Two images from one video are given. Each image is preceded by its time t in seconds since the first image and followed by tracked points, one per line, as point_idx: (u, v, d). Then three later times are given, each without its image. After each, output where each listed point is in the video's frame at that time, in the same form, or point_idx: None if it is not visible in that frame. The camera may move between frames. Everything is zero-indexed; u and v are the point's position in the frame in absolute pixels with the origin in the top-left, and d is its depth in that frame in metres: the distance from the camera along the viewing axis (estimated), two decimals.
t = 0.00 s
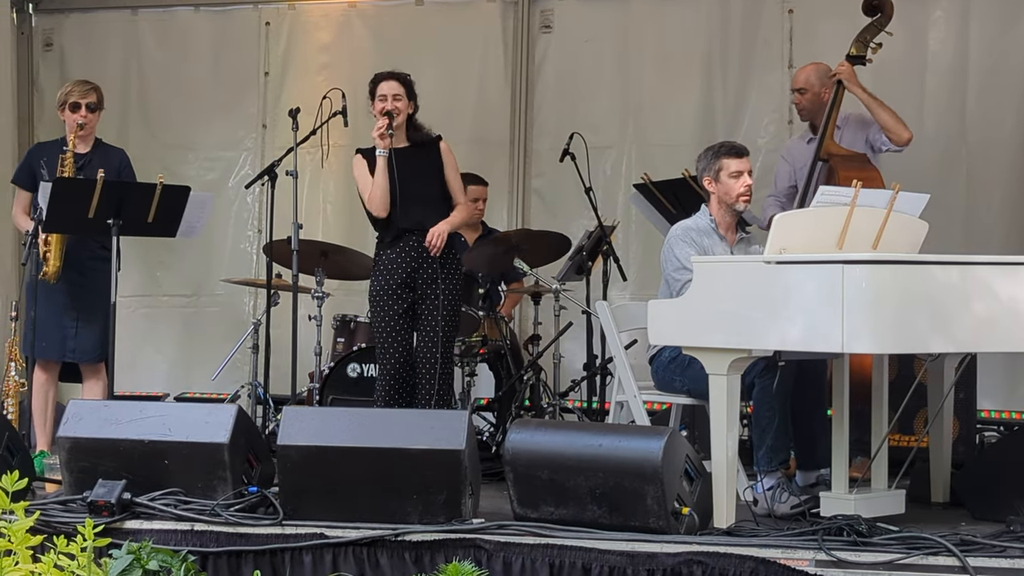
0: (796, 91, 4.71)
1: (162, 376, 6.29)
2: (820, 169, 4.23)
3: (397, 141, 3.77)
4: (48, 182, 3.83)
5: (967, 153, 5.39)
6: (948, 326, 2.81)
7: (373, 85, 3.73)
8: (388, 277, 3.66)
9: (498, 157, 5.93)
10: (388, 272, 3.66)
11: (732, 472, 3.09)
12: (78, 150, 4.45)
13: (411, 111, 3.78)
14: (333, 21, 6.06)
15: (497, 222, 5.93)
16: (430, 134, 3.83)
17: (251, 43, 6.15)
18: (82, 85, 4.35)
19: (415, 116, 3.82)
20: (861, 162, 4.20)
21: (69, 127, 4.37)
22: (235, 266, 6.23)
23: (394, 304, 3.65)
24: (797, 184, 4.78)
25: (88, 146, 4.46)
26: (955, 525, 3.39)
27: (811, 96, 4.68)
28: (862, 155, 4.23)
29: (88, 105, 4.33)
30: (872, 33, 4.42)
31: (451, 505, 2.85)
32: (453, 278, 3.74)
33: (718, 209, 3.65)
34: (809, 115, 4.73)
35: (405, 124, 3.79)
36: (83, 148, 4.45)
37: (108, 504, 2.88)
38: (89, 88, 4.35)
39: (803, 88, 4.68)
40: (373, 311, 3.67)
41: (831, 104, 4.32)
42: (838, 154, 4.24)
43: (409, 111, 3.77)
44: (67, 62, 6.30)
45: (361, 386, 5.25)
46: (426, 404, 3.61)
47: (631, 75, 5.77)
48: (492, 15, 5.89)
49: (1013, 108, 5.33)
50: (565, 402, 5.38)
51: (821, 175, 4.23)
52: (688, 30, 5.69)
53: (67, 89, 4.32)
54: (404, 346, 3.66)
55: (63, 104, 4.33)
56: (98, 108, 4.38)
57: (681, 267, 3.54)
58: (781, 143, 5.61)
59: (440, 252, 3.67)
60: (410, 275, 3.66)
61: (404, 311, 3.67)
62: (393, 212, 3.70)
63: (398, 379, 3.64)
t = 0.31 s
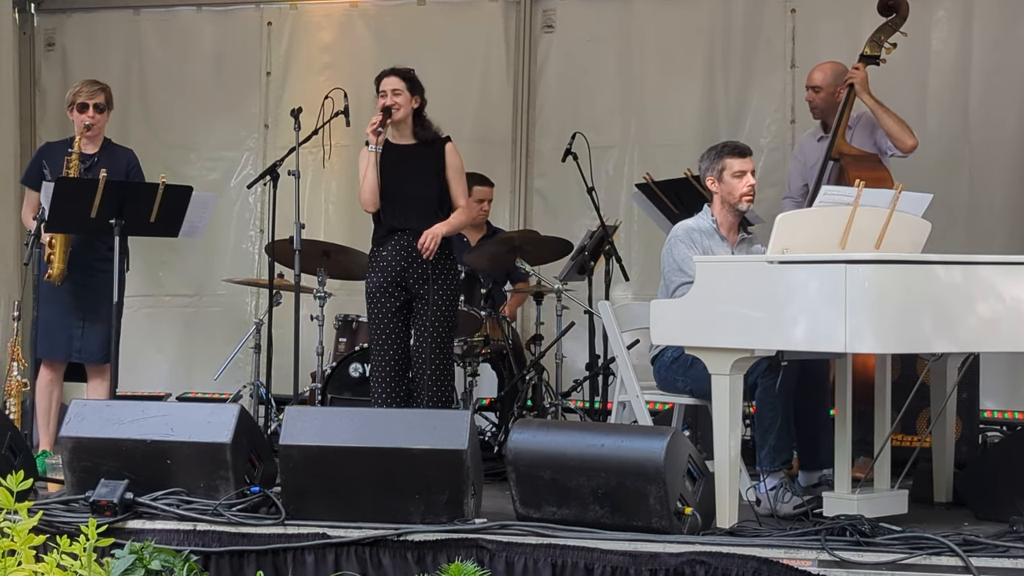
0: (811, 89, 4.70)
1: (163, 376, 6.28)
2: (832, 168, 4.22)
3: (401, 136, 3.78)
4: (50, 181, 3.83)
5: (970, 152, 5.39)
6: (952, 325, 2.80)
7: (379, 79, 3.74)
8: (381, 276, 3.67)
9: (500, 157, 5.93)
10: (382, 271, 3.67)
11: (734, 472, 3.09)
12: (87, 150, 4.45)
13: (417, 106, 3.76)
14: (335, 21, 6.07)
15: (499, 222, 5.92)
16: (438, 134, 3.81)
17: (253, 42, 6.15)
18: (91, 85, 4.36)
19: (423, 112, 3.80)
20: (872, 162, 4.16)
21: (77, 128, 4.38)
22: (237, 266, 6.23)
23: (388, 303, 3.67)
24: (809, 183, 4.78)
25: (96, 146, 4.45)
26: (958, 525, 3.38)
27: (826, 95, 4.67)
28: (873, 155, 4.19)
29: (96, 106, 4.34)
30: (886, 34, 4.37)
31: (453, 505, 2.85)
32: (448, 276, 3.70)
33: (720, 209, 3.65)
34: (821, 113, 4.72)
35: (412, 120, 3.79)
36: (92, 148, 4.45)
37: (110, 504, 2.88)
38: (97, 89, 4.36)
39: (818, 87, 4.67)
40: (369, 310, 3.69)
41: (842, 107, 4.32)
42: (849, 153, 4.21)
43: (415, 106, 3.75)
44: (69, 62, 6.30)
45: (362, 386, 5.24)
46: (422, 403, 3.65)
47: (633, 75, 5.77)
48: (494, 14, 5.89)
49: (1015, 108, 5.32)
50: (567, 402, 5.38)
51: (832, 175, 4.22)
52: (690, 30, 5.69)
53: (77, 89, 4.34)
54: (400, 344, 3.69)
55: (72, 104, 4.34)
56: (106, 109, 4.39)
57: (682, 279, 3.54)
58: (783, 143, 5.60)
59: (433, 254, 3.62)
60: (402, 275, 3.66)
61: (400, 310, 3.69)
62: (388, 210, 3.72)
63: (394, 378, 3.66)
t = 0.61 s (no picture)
0: (819, 87, 4.71)
1: (163, 376, 6.29)
2: (838, 168, 4.22)
3: (420, 137, 3.80)
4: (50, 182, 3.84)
5: (970, 152, 5.39)
6: (952, 326, 2.80)
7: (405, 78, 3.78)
8: (375, 275, 3.68)
9: (500, 157, 5.93)
10: (376, 270, 3.68)
11: (733, 472, 3.09)
12: (92, 152, 4.44)
13: (439, 109, 3.78)
14: (335, 21, 6.07)
15: (499, 222, 5.92)
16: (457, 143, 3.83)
17: (253, 43, 6.15)
18: (97, 87, 4.37)
19: (445, 117, 3.82)
20: (877, 162, 4.16)
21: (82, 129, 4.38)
22: (237, 267, 6.23)
23: (381, 303, 3.67)
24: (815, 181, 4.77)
25: (102, 147, 4.44)
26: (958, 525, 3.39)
27: (835, 93, 4.68)
28: (878, 155, 4.19)
29: (101, 107, 4.33)
30: (895, 33, 4.37)
31: (453, 505, 2.85)
32: (440, 277, 3.69)
33: (718, 210, 3.66)
34: (829, 112, 4.72)
35: (433, 124, 3.80)
36: (98, 149, 4.43)
37: (110, 504, 2.88)
38: (102, 90, 4.36)
39: (827, 85, 4.69)
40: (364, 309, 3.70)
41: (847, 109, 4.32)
42: (855, 154, 4.22)
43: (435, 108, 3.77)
44: (69, 62, 6.31)
45: (362, 386, 5.25)
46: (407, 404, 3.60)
47: (633, 75, 5.77)
48: (494, 14, 5.89)
49: (1015, 108, 5.32)
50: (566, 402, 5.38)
51: (837, 175, 4.23)
52: (690, 30, 5.69)
53: (83, 90, 4.35)
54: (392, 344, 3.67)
55: (77, 105, 4.34)
56: (111, 110, 4.38)
57: (681, 280, 3.54)
58: (783, 144, 5.61)
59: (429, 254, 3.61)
60: (394, 274, 3.67)
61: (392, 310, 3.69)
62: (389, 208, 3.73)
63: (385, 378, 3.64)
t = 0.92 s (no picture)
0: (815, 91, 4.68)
1: (163, 376, 6.29)
2: (836, 168, 4.21)
3: (407, 133, 3.77)
4: (49, 181, 3.84)
5: (970, 152, 5.39)
6: (951, 326, 2.80)
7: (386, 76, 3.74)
8: (382, 275, 3.66)
9: (499, 157, 5.93)
10: (382, 270, 3.66)
11: (733, 472, 3.09)
12: (96, 152, 4.43)
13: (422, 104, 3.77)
14: (335, 21, 6.07)
15: (498, 222, 5.92)
16: (442, 134, 3.84)
17: (252, 42, 6.15)
18: (99, 87, 4.36)
19: (429, 111, 3.81)
20: (876, 161, 4.16)
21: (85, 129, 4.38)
22: (237, 267, 6.23)
23: (388, 302, 3.65)
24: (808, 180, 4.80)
25: (105, 147, 4.43)
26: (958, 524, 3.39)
27: (830, 95, 4.66)
28: (877, 154, 4.19)
29: (102, 108, 4.32)
30: (892, 33, 4.34)
31: (452, 505, 2.85)
32: (448, 276, 3.73)
33: (717, 209, 3.65)
34: (826, 114, 4.70)
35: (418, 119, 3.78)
36: (101, 149, 4.43)
37: (109, 503, 2.88)
38: (104, 90, 4.35)
39: (823, 88, 4.66)
40: (368, 309, 3.66)
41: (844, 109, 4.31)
42: (852, 153, 4.21)
43: (421, 104, 3.76)
44: (68, 62, 6.30)
45: (362, 386, 5.24)
46: (421, 402, 3.63)
47: (633, 75, 5.77)
48: (494, 14, 5.89)
49: (1015, 107, 5.32)
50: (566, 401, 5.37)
51: (835, 174, 4.21)
52: (690, 29, 5.69)
53: (85, 91, 4.35)
54: (399, 343, 3.66)
55: (79, 106, 4.35)
56: (113, 111, 4.38)
57: (680, 281, 3.54)
58: (783, 143, 5.60)
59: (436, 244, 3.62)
60: (403, 273, 3.66)
61: (399, 308, 3.67)
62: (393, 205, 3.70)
63: (393, 377, 3.63)
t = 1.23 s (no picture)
0: (801, 93, 4.67)
1: (163, 377, 6.29)
2: (828, 170, 4.22)
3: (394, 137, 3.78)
4: (49, 182, 3.84)
5: (971, 152, 5.39)
6: (952, 326, 2.80)
7: (368, 82, 3.74)
8: (381, 277, 3.65)
9: (499, 157, 5.93)
10: (382, 272, 3.65)
11: (733, 473, 3.09)
12: (98, 154, 4.43)
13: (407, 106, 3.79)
14: (335, 21, 6.07)
15: (498, 223, 5.92)
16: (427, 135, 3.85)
17: (252, 42, 6.15)
18: (100, 89, 4.36)
19: (410, 115, 3.83)
20: (869, 162, 4.18)
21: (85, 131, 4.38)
22: (237, 267, 6.23)
23: (388, 304, 3.65)
24: (800, 185, 4.82)
25: (106, 149, 4.43)
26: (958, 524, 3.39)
27: (816, 99, 4.66)
28: (869, 157, 4.21)
29: (103, 109, 4.32)
30: (880, 35, 4.35)
31: (452, 505, 2.85)
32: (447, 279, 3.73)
33: (715, 210, 3.65)
34: (811, 117, 4.71)
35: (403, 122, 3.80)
36: (102, 152, 4.43)
37: (110, 504, 2.88)
38: (104, 91, 4.35)
39: (808, 91, 4.64)
40: (367, 311, 3.66)
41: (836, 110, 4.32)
42: (846, 155, 4.21)
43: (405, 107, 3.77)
44: (69, 62, 6.30)
45: (362, 387, 5.25)
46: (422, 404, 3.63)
47: (633, 75, 5.77)
48: (494, 14, 5.89)
49: (1015, 107, 5.32)
50: (566, 402, 5.37)
51: (828, 176, 4.22)
52: (690, 30, 5.69)
53: (86, 93, 4.35)
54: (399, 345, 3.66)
55: (80, 107, 4.35)
56: (115, 112, 4.37)
57: (678, 282, 3.54)
58: (783, 144, 5.60)
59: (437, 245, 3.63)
60: (403, 276, 3.65)
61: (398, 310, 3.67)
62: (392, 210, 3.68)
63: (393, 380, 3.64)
